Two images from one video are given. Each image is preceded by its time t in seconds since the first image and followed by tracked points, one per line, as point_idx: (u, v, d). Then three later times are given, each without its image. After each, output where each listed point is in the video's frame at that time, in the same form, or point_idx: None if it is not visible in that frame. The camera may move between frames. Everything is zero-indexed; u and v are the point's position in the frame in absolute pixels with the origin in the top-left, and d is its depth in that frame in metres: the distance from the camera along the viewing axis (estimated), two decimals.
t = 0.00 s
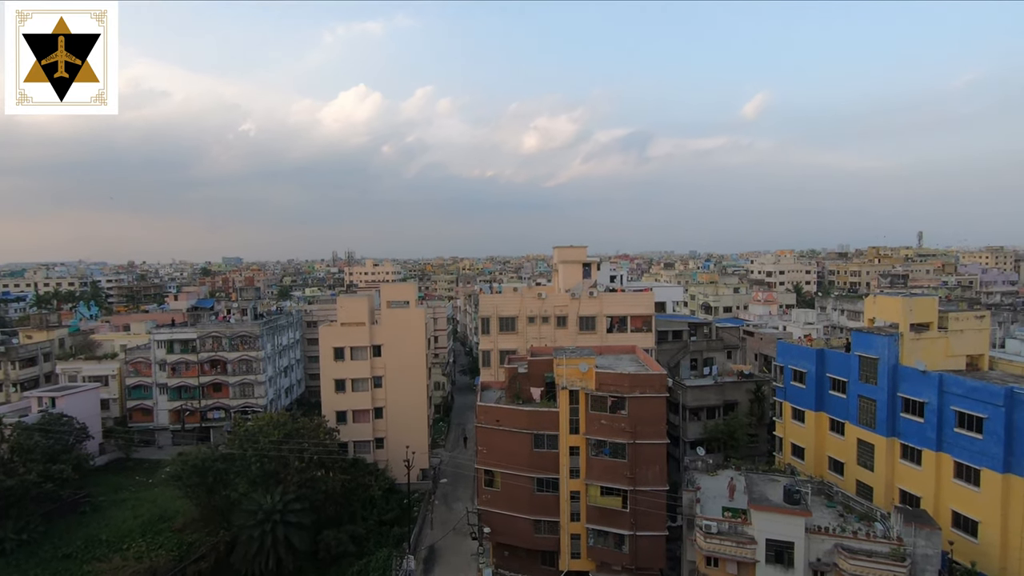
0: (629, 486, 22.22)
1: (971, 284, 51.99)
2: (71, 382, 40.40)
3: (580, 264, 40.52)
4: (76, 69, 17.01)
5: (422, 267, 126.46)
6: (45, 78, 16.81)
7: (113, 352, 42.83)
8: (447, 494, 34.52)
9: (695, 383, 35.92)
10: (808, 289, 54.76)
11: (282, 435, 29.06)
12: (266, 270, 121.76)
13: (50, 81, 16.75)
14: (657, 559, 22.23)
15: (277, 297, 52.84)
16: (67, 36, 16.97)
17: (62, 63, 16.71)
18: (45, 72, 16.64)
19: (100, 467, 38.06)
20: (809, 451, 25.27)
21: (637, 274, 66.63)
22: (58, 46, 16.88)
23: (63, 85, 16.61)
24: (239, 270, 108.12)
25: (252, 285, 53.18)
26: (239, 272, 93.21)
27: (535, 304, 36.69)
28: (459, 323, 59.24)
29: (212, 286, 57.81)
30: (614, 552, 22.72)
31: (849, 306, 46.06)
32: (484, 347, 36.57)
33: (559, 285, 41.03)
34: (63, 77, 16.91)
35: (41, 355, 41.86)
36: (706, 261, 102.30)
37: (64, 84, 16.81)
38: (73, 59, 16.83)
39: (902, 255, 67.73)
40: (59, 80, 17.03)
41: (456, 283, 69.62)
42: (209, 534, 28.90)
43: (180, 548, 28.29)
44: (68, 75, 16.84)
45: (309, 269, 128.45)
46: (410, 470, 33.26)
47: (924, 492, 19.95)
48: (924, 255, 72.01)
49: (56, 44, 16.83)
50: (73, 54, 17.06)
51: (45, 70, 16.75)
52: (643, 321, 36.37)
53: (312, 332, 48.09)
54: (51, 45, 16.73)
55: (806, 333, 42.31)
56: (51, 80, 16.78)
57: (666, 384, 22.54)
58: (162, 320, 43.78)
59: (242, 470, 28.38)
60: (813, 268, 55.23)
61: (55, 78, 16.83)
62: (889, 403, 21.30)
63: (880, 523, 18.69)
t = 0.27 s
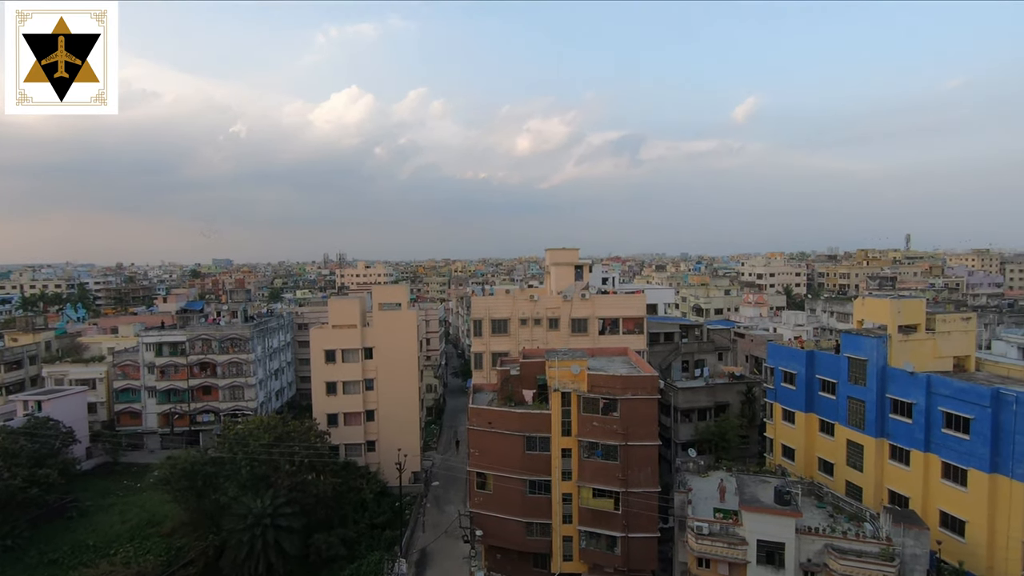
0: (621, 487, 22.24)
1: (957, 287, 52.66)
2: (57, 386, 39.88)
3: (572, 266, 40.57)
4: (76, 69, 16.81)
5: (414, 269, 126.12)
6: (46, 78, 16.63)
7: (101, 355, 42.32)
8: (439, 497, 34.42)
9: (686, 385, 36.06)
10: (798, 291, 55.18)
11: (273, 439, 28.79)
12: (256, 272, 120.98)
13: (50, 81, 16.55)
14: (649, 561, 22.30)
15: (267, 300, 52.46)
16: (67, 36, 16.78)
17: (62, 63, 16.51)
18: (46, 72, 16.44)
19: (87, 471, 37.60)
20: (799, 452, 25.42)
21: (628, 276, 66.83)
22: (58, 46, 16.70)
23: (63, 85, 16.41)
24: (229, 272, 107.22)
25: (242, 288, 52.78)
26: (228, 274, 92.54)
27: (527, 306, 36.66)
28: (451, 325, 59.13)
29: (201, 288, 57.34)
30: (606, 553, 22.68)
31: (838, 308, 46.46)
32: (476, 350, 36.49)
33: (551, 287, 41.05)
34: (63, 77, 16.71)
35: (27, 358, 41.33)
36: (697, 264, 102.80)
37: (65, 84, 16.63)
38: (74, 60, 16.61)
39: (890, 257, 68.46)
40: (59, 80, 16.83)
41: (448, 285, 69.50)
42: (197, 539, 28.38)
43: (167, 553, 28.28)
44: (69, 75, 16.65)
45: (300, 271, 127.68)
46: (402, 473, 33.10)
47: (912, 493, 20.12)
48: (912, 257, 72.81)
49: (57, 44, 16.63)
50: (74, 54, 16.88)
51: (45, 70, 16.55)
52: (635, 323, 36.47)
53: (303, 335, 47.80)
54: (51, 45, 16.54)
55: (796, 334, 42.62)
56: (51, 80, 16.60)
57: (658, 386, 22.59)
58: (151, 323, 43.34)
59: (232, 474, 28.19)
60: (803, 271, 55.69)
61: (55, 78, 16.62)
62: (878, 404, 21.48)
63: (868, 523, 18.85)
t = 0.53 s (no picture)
0: (613, 487, 22.32)
1: (944, 287, 53.23)
2: (42, 388, 39.36)
3: (563, 267, 40.62)
4: (75, 69, 17.15)
5: (405, 270, 125.67)
6: (46, 77, 16.95)
7: (88, 357, 41.81)
8: (431, 498, 34.32)
9: (677, 385, 36.19)
10: (788, 291, 55.59)
11: (262, 441, 28.57)
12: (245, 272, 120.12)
13: (50, 80, 16.89)
14: (640, 561, 22.35)
15: (257, 301, 52.08)
16: (67, 36, 17.11)
17: (62, 63, 16.84)
18: (46, 71, 16.75)
19: (74, 474, 37.14)
20: (789, 451, 25.59)
21: (620, 278, 67.00)
22: (58, 46, 17.04)
23: (63, 84, 16.73)
24: (218, 273, 106.35)
25: (232, 289, 52.35)
26: (218, 275, 91.88)
27: (519, 307, 36.65)
28: (443, 326, 59.01)
29: (190, 289, 56.82)
30: (597, 553, 22.76)
31: (827, 308, 46.85)
32: (467, 350, 36.42)
33: (543, 288, 41.07)
34: (63, 77, 17.06)
35: (12, 360, 40.84)
36: (688, 265, 103.16)
37: (65, 83, 16.94)
38: (73, 59, 16.99)
39: (879, 258, 69.06)
40: (59, 80, 17.17)
41: (440, 286, 69.34)
42: (186, 542, 28.35)
43: (155, 557, 27.70)
44: (69, 75, 16.97)
45: (290, 272, 126.89)
46: (393, 474, 32.95)
47: (900, 491, 20.33)
48: (900, 258, 73.60)
49: (57, 44, 16.98)
50: (74, 54, 17.22)
51: (45, 69, 16.86)
52: (626, 324, 36.57)
53: (294, 336, 47.50)
54: (51, 45, 16.89)
55: (786, 335, 42.92)
56: (51, 80, 16.92)
57: (649, 387, 22.66)
58: (139, 324, 42.89)
59: (221, 477, 27.88)
60: (792, 271, 56.08)
61: (55, 77, 16.97)
62: (866, 403, 21.69)
63: (857, 522, 19.07)
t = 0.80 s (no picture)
0: (598, 485, 22.41)
1: (922, 285, 54.33)
2: (18, 389, 38.47)
3: (549, 266, 40.65)
4: (76, 69, 16.78)
5: (389, 269, 124.89)
6: (45, 77, 16.56)
7: (65, 357, 40.94)
8: (416, 498, 34.19)
9: (662, 382, 36.44)
10: (770, 290, 56.25)
11: (245, 441, 28.26)
12: (227, 271, 118.46)
13: (50, 81, 16.49)
14: (626, 558, 22.47)
15: (240, 300, 51.38)
16: (67, 36, 16.75)
17: (62, 63, 16.47)
18: (46, 72, 16.38)
19: (51, 477, 36.37)
20: (771, 447, 25.88)
21: (605, 276, 67.25)
22: (58, 46, 16.67)
23: (63, 85, 16.35)
24: (200, 272, 104.76)
25: (214, 288, 51.57)
26: (200, 274, 90.45)
27: (505, 305, 36.61)
28: (428, 325, 58.76)
29: (171, 288, 55.90)
30: (583, 551, 22.81)
31: (809, 306, 47.49)
32: (453, 349, 36.30)
33: (529, 286, 41.07)
34: (63, 77, 16.68)
35: None
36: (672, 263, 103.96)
37: (65, 84, 16.58)
38: (74, 60, 16.61)
39: (858, 257, 70.20)
40: (59, 80, 16.78)
41: (426, 285, 69.00)
42: (167, 544, 27.80)
43: (136, 561, 26.87)
44: (69, 75, 16.61)
45: (272, 270, 125.39)
46: (379, 474, 32.76)
47: (878, 486, 20.68)
48: (879, 257, 74.82)
49: (57, 44, 16.61)
50: (74, 54, 16.85)
51: (45, 70, 16.48)
52: (612, 322, 36.71)
53: (277, 335, 46.94)
54: (51, 44, 16.51)
55: (769, 332, 43.44)
56: (50, 80, 16.55)
57: (634, 385, 22.77)
58: (118, 324, 42.09)
59: (203, 478, 27.68)
60: (775, 270, 56.78)
61: (55, 78, 16.59)
62: (846, 399, 22.03)
63: (838, 516, 19.35)
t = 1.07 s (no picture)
0: (581, 483, 22.51)
1: (896, 284, 55.48)
2: None
3: (531, 264, 40.64)
4: (76, 69, 16.65)
5: (370, 267, 123.84)
6: (45, 78, 16.40)
7: (36, 357, 39.79)
8: (399, 497, 33.99)
9: (643, 380, 36.71)
10: (750, 288, 56.99)
11: (224, 442, 27.76)
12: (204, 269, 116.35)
13: (50, 81, 16.33)
14: (607, 554, 22.67)
15: (218, 298, 50.49)
16: (67, 36, 16.61)
17: (62, 63, 16.32)
18: (46, 72, 16.23)
19: (21, 481, 35.36)
20: (750, 444, 26.23)
21: (587, 274, 67.49)
22: (58, 46, 16.53)
23: (64, 85, 16.21)
24: (177, 270, 102.71)
25: (192, 286, 50.58)
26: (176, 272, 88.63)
27: (487, 304, 36.51)
28: (411, 324, 58.42)
29: (147, 287, 54.69)
30: (565, 548, 22.91)
31: (787, 304, 48.25)
32: (436, 348, 36.10)
33: (512, 285, 41.03)
34: (63, 77, 16.53)
35: None
36: (653, 262, 104.70)
37: (65, 84, 16.43)
38: (73, 60, 16.48)
39: (834, 256, 71.49)
40: (58, 80, 16.65)
41: (408, 283, 68.55)
42: (143, 548, 27.11)
43: (111, 565, 26.49)
44: (69, 75, 16.46)
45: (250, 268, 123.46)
46: (360, 474, 32.48)
47: (853, 480, 21.11)
48: (855, 256, 76.30)
49: (57, 44, 16.48)
50: (74, 54, 16.72)
51: (45, 70, 16.32)
52: (594, 320, 36.85)
53: (257, 334, 46.23)
54: (51, 44, 16.37)
55: (748, 330, 44.04)
56: (51, 80, 16.38)
57: (616, 383, 22.89)
58: (92, 323, 41.05)
59: (180, 480, 26.82)
60: (754, 269, 57.53)
61: (55, 78, 16.41)
62: (823, 396, 22.42)
63: (814, 509, 19.72)
